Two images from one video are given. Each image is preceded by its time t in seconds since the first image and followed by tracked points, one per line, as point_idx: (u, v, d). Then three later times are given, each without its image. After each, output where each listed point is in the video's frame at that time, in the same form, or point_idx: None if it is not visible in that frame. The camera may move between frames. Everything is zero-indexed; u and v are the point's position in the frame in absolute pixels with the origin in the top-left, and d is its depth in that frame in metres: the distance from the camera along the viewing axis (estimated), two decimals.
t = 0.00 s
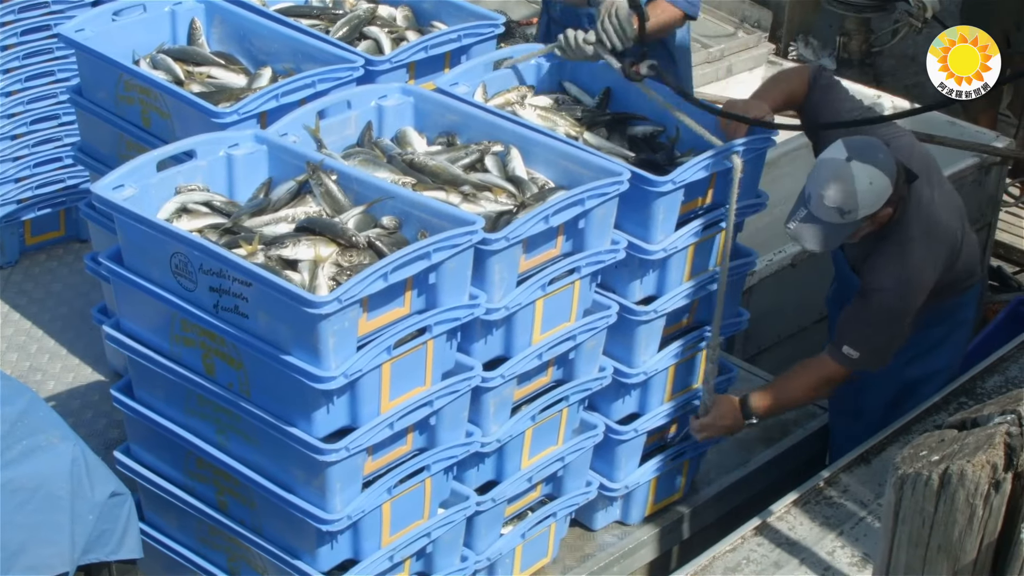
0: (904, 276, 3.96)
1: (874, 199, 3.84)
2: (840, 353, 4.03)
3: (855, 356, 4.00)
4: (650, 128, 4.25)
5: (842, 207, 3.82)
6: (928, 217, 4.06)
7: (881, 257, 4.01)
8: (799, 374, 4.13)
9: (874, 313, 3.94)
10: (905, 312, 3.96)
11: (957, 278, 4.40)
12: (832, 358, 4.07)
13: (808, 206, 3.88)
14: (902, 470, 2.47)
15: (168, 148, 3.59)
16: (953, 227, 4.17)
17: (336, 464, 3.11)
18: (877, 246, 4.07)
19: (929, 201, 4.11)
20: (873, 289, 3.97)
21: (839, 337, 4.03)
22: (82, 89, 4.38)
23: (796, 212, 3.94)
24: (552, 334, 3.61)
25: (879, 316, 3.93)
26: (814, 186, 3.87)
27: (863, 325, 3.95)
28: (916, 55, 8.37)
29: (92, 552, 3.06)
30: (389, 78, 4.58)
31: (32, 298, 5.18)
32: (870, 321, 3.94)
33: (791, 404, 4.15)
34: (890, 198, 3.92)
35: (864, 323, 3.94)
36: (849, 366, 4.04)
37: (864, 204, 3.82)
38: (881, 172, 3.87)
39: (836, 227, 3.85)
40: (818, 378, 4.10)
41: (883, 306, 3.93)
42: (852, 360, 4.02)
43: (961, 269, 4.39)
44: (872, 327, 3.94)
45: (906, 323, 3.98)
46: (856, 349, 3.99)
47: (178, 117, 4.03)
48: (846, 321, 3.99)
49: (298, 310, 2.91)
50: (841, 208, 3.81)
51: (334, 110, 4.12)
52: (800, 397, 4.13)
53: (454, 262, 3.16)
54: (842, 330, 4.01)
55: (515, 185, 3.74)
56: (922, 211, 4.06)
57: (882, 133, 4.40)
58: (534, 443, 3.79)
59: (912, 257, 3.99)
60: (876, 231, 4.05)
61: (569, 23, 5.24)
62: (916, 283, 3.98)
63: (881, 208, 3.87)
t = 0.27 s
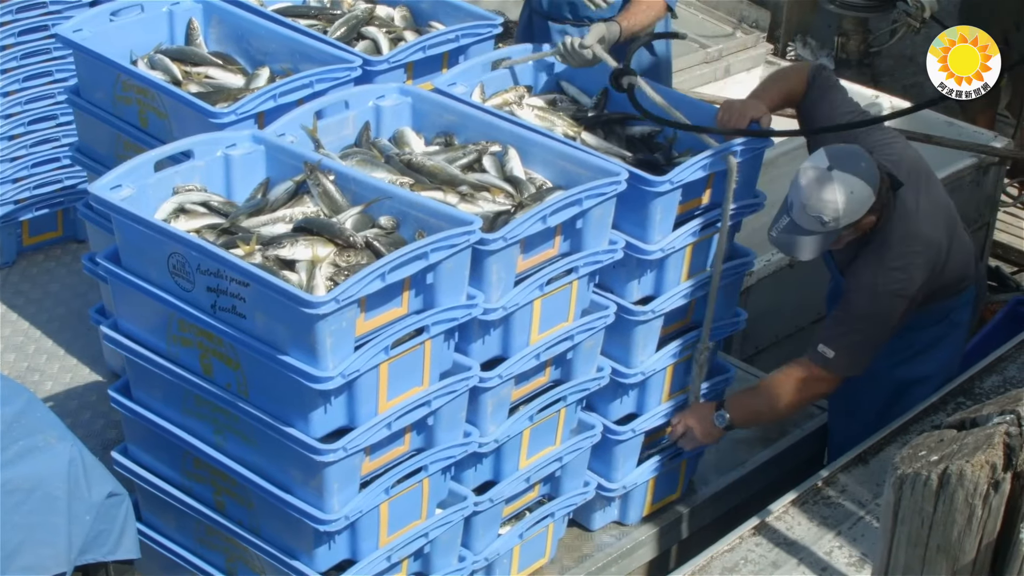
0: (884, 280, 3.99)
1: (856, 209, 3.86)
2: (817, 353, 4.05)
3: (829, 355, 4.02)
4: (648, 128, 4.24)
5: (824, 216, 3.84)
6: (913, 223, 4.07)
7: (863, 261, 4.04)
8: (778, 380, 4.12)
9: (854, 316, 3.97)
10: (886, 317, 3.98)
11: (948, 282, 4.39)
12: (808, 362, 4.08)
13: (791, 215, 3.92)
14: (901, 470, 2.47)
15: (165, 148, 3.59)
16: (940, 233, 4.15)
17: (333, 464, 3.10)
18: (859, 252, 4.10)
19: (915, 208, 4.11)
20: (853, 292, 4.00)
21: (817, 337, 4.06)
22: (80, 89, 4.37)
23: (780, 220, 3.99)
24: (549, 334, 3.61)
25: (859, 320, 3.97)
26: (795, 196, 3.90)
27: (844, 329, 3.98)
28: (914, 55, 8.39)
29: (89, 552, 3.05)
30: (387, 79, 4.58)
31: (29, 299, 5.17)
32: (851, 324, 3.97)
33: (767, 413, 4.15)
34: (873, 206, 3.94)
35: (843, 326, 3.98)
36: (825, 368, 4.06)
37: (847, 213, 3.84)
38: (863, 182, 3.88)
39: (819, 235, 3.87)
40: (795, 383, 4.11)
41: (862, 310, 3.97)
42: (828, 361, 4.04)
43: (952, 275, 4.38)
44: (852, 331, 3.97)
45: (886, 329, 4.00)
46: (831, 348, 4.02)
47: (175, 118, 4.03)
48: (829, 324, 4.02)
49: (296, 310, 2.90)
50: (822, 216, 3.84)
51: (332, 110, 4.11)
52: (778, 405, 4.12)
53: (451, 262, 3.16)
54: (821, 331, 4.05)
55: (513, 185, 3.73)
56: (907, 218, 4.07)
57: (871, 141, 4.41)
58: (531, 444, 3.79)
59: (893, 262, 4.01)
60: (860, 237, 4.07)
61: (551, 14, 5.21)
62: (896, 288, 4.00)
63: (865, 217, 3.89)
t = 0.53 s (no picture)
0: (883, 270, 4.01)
1: (855, 199, 3.87)
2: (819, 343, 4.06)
3: (833, 344, 4.02)
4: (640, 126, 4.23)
5: (825, 207, 3.84)
6: (909, 212, 4.09)
7: (860, 252, 4.07)
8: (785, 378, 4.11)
9: (854, 306, 3.99)
10: (886, 306, 4.00)
11: (943, 279, 4.40)
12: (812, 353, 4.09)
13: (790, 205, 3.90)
14: (896, 469, 2.47)
15: (158, 148, 3.58)
16: (936, 225, 4.18)
17: (327, 464, 3.10)
18: (856, 244, 4.12)
19: (911, 199, 4.14)
20: (852, 283, 4.03)
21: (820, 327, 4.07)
22: (73, 90, 4.36)
23: (779, 210, 3.98)
24: (543, 334, 3.61)
25: (859, 309, 3.98)
26: (795, 187, 3.90)
27: (846, 319, 3.99)
28: (908, 55, 8.41)
29: (83, 553, 3.05)
30: (380, 79, 4.58)
31: (22, 299, 5.16)
32: (852, 313, 3.99)
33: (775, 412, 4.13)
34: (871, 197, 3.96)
35: (845, 316, 3.99)
36: (831, 361, 4.05)
37: (846, 202, 3.85)
38: (863, 172, 3.90)
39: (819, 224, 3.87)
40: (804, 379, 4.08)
41: (862, 299, 3.99)
42: (832, 350, 4.04)
43: (948, 270, 4.39)
44: (854, 320, 3.98)
45: (888, 318, 4.01)
46: (833, 337, 4.03)
47: (168, 118, 4.02)
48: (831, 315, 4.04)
49: (288, 310, 2.90)
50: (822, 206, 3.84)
51: (324, 110, 4.11)
52: (786, 403, 4.10)
53: (444, 262, 3.16)
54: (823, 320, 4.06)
55: (506, 185, 3.74)
56: (904, 209, 4.09)
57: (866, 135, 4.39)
58: (525, 443, 3.79)
59: (890, 251, 4.04)
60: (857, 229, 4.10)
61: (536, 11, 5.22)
62: (894, 278, 4.02)
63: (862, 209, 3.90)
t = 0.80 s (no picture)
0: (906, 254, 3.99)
1: (873, 179, 3.89)
2: (856, 336, 4.00)
3: (871, 336, 3.98)
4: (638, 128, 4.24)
5: (840, 180, 3.87)
6: (925, 194, 4.09)
7: (879, 236, 4.06)
8: (823, 350, 4.07)
9: (877, 292, 3.97)
10: (912, 289, 3.97)
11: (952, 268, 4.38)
12: (848, 340, 4.03)
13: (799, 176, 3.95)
14: (896, 470, 2.48)
15: (155, 150, 3.57)
16: (950, 209, 4.18)
17: (323, 465, 3.10)
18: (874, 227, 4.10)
19: (925, 181, 4.14)
20: (876, 269, 4.00)
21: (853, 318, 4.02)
22: (70, 91, 4.36)
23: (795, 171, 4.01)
24: (540, 335, 3.61)
25: (883, 294, 3.96)
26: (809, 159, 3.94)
27: (873, 305, 3.96)
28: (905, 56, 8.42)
29: (78, 554, 3.06)
30: (377, 80, 4.57)
31: (20, 301, 5.15)
32: (877, 299, 3.96)
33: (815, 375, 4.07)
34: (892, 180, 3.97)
35: (874, 302, 3.96)
36: (866, 348, 4.01)
37: (862, 182, 3.88)
38: (886, 159, 3.92)
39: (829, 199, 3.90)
40: (843, 357, 4.04)
41: (887, 284, 3.96)
42: (870, 342, 3.99)
43: (958, 257, 4.38)
44: (881, 305, 3.96)
45: (914, 302, 3.97)
46: (872, 329, 3.98)
47: (165, 119, 4.01)
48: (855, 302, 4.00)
49: (285, 310, 2.90)
50: (838, 180, 3.87)
51: (321, 111, 4.11)
52: (819, 375, 4.06)
53: (440, 263, 3.16)
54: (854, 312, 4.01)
55: (503, 186, 3.73)
56: (920, 192, 4.09)
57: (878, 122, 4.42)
58: (522, 444, 3.79)
59: (911, 234, 4.02)
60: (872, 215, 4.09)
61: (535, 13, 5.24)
62: (917, 261, 4.00)
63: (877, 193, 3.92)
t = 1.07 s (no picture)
0: (931, 198, 4.06)
1: (899, 103, 3.92)
2: (879, 282, 4.01)
3: (895, 282, 3.99)
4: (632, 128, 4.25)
5: (867, 90, 3.93)
6: (944, 147, 4.21)
7: (903, 182, 4.13)
8: (844, 298, 4.04)
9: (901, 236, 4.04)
10: (934, 233, 4.04)
11: (957, 249, 4.44)
12: (871, 286, 4.03)
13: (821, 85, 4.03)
14: (891, 469, 2.48)
15: (149, 150, 3.57)
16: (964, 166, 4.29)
17: (318, 466, 3.10)
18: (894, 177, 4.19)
19: (940, 135, 4.27)
20: (901, 216, 4.08)
21: (878, 264, 4.04)
22: (64, 91, 4.35)
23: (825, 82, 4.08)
24: (534, 335, 3.61)
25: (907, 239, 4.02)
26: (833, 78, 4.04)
27: (899, 251, 4.02)
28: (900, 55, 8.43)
29: (72, 555, 3.05)
30: (371, 80, 4.57)
31: (13, 301, 5.14)
32: (901, 244, 4.02)
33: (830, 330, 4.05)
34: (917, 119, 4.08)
35: (899, 247, 4.02)
36: (887, 297, 4.01)
37: (887, 104, 3.91)
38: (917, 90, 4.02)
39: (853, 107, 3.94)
40: (864, 307, 4.02)
41: (910, 228, 4.04)
42: (893, 290, 4.00)
43: (965, 233, 4.43)
44: (905, 251, 4.02)
45: (935, 250, 4.05)
46: (896, 276, 3.99)
47: (159, 120, 4.01)
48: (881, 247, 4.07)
49: (278, 311, 2.89)
50: (865, 88, 3.93)
51: (315, 111, 4.11)
52: (838, 321, 4.02)
53: (434, 264, 3.15)
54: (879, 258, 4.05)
55: (497, 186, 3.71)
56: (940, 147, 4.20)
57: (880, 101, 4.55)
58: (516, 445, 3.79)
59: (934, 179, 4.10)
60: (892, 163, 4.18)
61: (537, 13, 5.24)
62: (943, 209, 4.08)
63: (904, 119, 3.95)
